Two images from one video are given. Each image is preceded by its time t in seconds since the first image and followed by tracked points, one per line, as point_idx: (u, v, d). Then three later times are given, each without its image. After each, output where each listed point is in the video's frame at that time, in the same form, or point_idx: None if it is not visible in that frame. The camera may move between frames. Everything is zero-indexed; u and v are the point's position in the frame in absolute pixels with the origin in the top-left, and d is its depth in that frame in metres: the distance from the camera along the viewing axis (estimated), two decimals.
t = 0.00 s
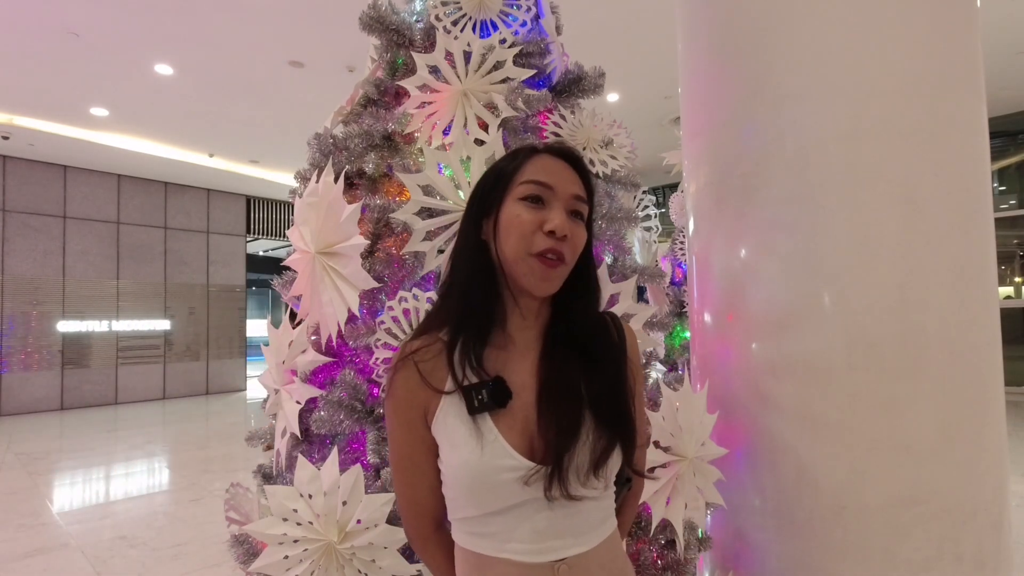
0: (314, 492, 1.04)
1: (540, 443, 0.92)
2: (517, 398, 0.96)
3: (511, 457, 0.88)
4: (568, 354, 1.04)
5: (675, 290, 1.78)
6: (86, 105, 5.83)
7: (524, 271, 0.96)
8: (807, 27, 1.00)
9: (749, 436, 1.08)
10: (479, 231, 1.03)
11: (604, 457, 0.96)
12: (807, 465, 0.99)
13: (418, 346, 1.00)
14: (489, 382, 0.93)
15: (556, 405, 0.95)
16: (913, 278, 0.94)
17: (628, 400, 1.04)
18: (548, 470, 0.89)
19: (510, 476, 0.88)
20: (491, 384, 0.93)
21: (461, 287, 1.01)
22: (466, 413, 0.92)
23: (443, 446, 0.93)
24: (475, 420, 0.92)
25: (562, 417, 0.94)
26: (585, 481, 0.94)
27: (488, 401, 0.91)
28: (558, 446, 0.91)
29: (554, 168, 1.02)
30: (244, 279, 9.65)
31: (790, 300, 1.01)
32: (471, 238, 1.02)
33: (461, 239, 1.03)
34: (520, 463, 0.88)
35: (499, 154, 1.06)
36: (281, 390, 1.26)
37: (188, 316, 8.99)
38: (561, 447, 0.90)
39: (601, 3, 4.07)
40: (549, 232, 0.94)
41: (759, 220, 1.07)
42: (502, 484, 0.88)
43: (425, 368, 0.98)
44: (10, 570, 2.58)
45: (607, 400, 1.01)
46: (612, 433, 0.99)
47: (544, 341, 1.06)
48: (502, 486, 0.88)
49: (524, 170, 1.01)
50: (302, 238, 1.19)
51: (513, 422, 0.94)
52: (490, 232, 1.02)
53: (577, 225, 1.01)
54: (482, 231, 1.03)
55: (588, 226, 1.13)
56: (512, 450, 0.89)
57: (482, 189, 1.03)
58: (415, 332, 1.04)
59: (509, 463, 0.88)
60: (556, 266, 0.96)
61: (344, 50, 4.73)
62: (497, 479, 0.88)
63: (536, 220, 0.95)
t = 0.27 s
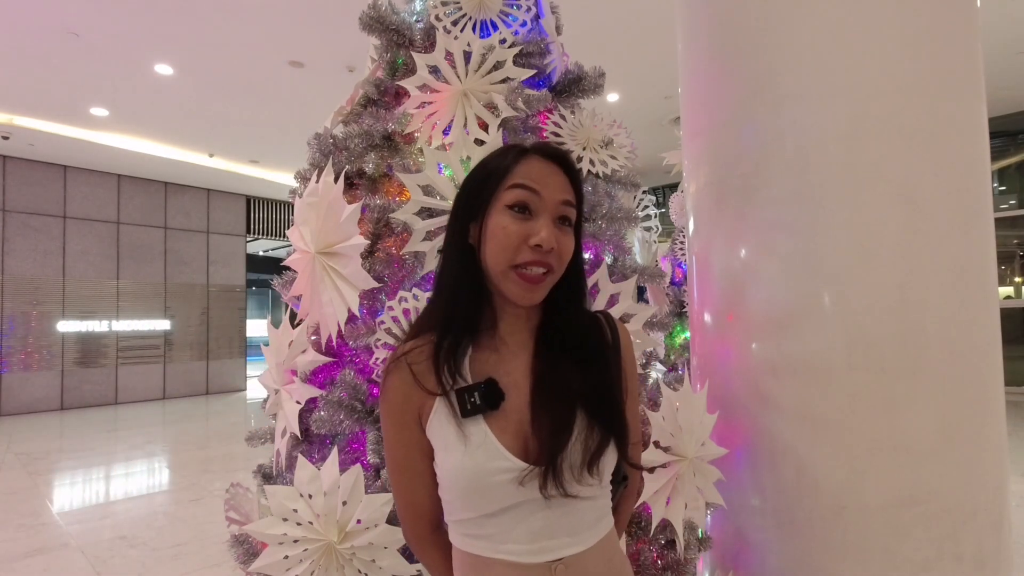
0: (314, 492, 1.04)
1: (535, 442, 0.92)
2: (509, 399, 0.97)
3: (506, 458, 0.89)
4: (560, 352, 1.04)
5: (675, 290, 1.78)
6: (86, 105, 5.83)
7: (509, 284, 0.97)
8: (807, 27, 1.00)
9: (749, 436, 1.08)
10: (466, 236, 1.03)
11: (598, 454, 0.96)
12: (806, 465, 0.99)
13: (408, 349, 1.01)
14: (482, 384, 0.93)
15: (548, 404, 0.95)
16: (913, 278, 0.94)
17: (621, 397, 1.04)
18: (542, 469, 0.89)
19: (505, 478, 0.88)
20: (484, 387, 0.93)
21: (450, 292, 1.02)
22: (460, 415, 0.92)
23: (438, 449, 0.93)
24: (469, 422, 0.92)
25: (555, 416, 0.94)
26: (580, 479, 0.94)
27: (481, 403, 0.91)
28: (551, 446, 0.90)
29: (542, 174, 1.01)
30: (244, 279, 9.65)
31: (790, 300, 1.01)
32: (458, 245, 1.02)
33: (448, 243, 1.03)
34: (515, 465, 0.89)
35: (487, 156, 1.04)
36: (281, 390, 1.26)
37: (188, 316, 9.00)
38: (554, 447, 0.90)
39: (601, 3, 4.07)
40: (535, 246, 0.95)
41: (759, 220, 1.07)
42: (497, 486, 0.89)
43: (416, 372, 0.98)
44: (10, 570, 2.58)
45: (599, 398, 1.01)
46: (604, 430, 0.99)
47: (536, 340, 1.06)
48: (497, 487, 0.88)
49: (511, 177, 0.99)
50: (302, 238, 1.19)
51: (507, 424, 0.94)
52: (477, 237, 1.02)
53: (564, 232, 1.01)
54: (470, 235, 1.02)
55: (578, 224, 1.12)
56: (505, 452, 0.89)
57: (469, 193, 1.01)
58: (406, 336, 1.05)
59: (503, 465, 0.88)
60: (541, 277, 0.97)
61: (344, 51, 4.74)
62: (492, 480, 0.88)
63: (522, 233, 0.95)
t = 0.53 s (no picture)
0: (314, 492, 1.04)
1: (528, 442, 0.92)
2: (504, 400, 0.97)
3: (500, 458, 0.89)
4: (554, 352, 1.04)
5: (675, 290, 1.78)
6: (86, 105, 5.83)
7: (503, 283, 0.97)
8: (806, 27, 1.00)
9: (749, 436, 1.08)
10: (459, 240, 1.03)
11: (590, 454, 0.96)
12: (806, 465, 0.99)
13: (403, 350, 1.01)
14: (476, 384, 0.93)
15: (542, 404, 0.95)
16: (913, 278, 0.94)
17: (616, 397, 1.04)
18: (535, 470, 0.89)
19: (500, 477, 0.89)
20: (478, 387, 0.93)
21: (446, 295, 1.03)
22: (454, 416, 0.93)
23: (434, 449, 0.94)
24: (463, 422, 0.92)
25: (549, 414, 0.94)
26: (574, 479, 0.94)
27: (475, 403, 0.91)
28: (544, 445, 0.91)
29: (532, 175, 1.01)
30: (244, 279, 9.65)
31: (790, 300, 1.01)
32: (452, 249, 1.03)
33: (441, 246, 1.03)
34: (510, 465, 0.89)
35: (478, 159, 1.05)
36: (281, 390, 1.26)
37: (188, 316, 9.00)
38: (547, 446, 0.90)
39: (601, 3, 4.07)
40: (526, 245, 0.95)
41: (759, 220, 1.07)
42: (493, 486, 0.89)
43: (411, 372, 0.99)
44: (10, 570, 2.58)
45: (593, 397, 1.01)
46: (598, 429, 0.99)
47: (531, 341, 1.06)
48: (491, 487, 0.89)
49: (501, 178, 1.00)
50: (302, 238, 1.19)
51: (501, 424, 0.94)
52: (470, 239, 1.03)
53: (556, 231, 1.01)
54: (463, 238, 1.03)
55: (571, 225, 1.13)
56: (499, 451, 0.89)
57: (459, 195, 1.02)
58: (402, 337, 1.06)
59: (498, 464, 0.89)
60: (535, 276, 0.97)
61: (345, 51, 4.74)
62: (488, 480, 0.88)
63: (513, 233, 0.96)
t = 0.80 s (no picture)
0: (314, 492, 1.04)
1: (529, 442, 0.92)
2: (504, 400, 0.97)
3: (501, 458, 0.89)
4: (553, 351, 1.04)
5: (675, 290, 1.78)
6: (86, 105, 5.83)
7: (503, 279, 0.97)
8: (805, 26, 1.00)
9: (749, 436, 1.08)
10: (456, 241, 1.03)
11: (590, 454, 0.96)
12: (806, 465, 0.99)
13: (402, 352, 1.01)
14: (477, 385, 0.93)
15: (542, 404, 0.95)
16: (913, 278, 0.94)
17: (614, 397, 1.04)
18: (536, 470, 0.89)
19: (500, 477, 0.89)
20: (479, 387, 0.93)
21: (445, 297, 1.02)
22: (454, 416, 0.93)
23: (434, 449, 0.94)
24: (464, 423, 0.92)
25: (549, 414, 0.94)
26: (574, 479, 0.94)
27: (476, 404, 0.91)
28: (545, 445, 0.91)
29: (525, 171, 1.01)
30: (244, 279, 9.65)
31: (790, 300, 1.01)
32: (449, 250, 1.03)
33: (439, 248, 1.03)
34: (511, 464, 0.89)
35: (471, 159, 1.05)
36: (281, 391, 1.26)
37: (188, 316, 9.00)
38: (547, 446, 0.90)
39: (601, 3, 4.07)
40: (523, 239, 0.95)
41: (759, 220, 1.07)
42: (492, 485, 0.89)
43: (410, 375, 0.99)
44: (10, 570, 2.58)
45: (592, 396, 1.01)
46: (598, 429, 0.99)
47: (530, 341, 1.06)
48: (492, 487, 0.89)
49: (495, 176, 1.00)
50: (302, 238, 1.19)
51: (501, 425, 0.94)
52: (467, 239, 1.03)
53: (552, 226, 1.02)
54: (460, 239, 1.03)
55: (567, 223, 1.13)
56: (499, 452, 0.89)
57: (455, 196, 1.03)
58: (401, 339, 1.05)
59: (499, 465, 0.89)
60: (534, 271, 0.97)
61: (345, 51, 4.74)
62: (488, 480, 0.88)
63: (509, 227, 0.96)
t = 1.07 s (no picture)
0: (314, 492, 1.04)
1: (528, 442, 0.92)
2: (504, 400, 0.97)
3: (501, 458, 0.89)
4: (552, 350, 1.04)
5: (675, 290, 1.78)
6: (86, 105, 5.83)
7: (501, 282, 0.97)
8: (805, 27, 1.00)
9: (749, 436, 1.08)
10: (454, 242, 1.03)
11: (589, 453, 0.96)
12: (807, 465, 0.99)
13: (402, 353, 1.01)
14: (477, 385, 0.93)
15: (542, 404, 0.95)
16: (914, 278, 0.94)
17: (614, 396, 1.04)
18: (536, 469, 0.89)
19: (500, 477, 0.89)
20: (479, 387, 0.93)
21: (444, 299, 1.02)
22: (454, 416, 0.93)
23: (434, 449, 0.94)
24: (464, 423, 0.92)
25: (549, 412, 0.94)
26: (573, 478, 0.94)
27: (476, 404, 0.91)
28: (544, 444, 0.91)
29: (521, 172, 1.01)
30: (244, 279, 9.65)
31: (790, 300, 1.01)
32: (447, 253, 1.03)
33: (437, 251, 1.03)
34: (510, 464, 0.89)
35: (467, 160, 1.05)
36: (281, 390, 1.26)
37: (189, 316, 9.00)
38: (547, 445, 0.91)
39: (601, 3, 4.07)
40: (521, 242, 0.95)
41: (759, 220, 1.07)
42: (492, 486, 0.89)
43: (410, 376, 0.99)
44: (10, 570, 2.58)
45: (592, 396, 1.01)
46: (597, 429, 0.99)
47: (530, 340, 1.06)
48: (492, 487, 0.89)
49: (492, 178, 1.00)
50: (302, 238, 1.19)
51: (501, 425, 0.94)
52: (464, 242, 1.03)
53: (550, 226, 1.01)
54: (458, 241, 1.03)
55: (565, 221, 1.13)
56: (499, 452, 0.89)
57: (451, 199, 1.02)
58: (401, 339, 1.05)
59: (499, 465, 0.89)
60: (532, 273, 0.97)
61: (345, 51, 4.74)
62: (487, 480, 0.88)
63: (507, 231, 0.96)
